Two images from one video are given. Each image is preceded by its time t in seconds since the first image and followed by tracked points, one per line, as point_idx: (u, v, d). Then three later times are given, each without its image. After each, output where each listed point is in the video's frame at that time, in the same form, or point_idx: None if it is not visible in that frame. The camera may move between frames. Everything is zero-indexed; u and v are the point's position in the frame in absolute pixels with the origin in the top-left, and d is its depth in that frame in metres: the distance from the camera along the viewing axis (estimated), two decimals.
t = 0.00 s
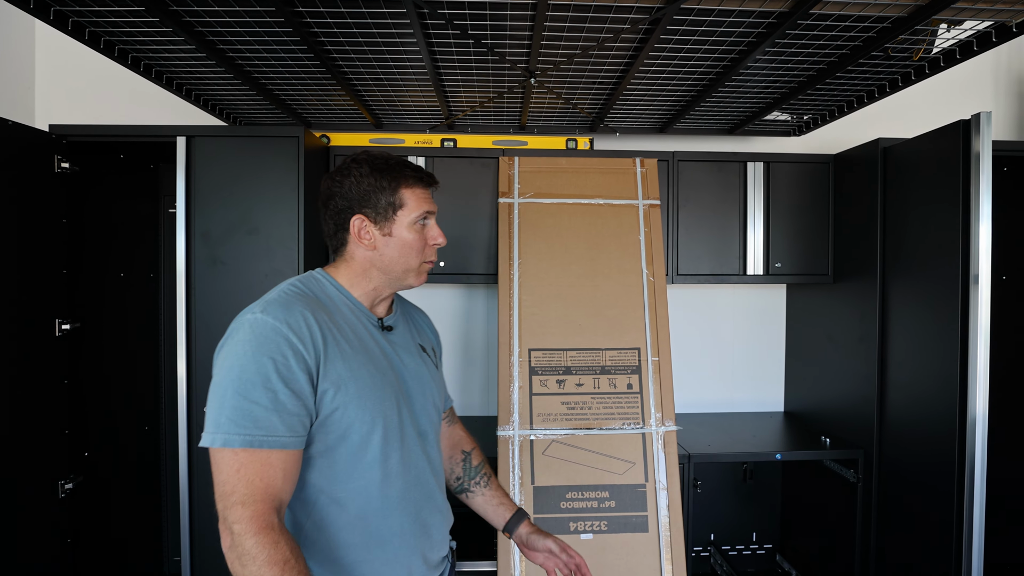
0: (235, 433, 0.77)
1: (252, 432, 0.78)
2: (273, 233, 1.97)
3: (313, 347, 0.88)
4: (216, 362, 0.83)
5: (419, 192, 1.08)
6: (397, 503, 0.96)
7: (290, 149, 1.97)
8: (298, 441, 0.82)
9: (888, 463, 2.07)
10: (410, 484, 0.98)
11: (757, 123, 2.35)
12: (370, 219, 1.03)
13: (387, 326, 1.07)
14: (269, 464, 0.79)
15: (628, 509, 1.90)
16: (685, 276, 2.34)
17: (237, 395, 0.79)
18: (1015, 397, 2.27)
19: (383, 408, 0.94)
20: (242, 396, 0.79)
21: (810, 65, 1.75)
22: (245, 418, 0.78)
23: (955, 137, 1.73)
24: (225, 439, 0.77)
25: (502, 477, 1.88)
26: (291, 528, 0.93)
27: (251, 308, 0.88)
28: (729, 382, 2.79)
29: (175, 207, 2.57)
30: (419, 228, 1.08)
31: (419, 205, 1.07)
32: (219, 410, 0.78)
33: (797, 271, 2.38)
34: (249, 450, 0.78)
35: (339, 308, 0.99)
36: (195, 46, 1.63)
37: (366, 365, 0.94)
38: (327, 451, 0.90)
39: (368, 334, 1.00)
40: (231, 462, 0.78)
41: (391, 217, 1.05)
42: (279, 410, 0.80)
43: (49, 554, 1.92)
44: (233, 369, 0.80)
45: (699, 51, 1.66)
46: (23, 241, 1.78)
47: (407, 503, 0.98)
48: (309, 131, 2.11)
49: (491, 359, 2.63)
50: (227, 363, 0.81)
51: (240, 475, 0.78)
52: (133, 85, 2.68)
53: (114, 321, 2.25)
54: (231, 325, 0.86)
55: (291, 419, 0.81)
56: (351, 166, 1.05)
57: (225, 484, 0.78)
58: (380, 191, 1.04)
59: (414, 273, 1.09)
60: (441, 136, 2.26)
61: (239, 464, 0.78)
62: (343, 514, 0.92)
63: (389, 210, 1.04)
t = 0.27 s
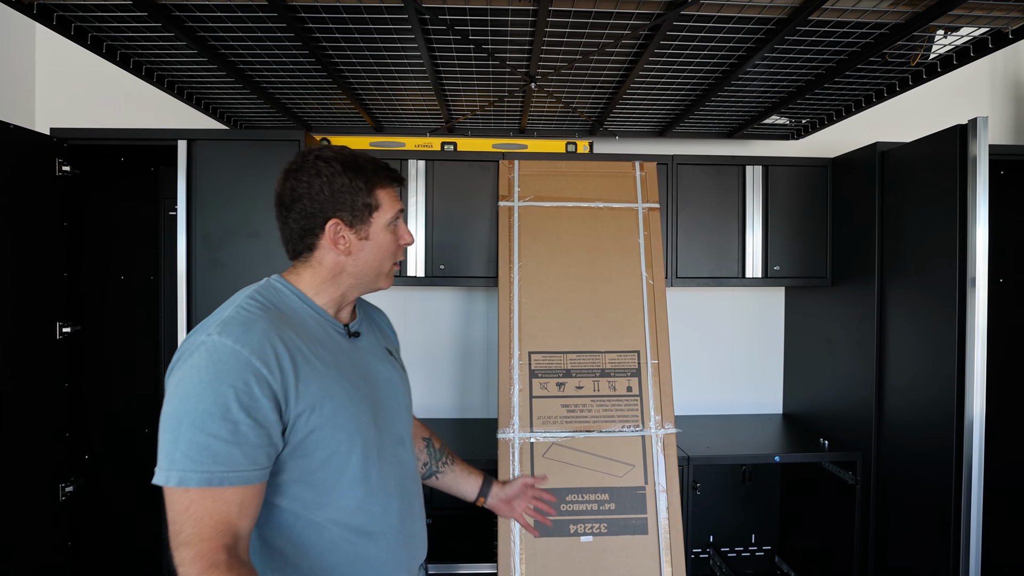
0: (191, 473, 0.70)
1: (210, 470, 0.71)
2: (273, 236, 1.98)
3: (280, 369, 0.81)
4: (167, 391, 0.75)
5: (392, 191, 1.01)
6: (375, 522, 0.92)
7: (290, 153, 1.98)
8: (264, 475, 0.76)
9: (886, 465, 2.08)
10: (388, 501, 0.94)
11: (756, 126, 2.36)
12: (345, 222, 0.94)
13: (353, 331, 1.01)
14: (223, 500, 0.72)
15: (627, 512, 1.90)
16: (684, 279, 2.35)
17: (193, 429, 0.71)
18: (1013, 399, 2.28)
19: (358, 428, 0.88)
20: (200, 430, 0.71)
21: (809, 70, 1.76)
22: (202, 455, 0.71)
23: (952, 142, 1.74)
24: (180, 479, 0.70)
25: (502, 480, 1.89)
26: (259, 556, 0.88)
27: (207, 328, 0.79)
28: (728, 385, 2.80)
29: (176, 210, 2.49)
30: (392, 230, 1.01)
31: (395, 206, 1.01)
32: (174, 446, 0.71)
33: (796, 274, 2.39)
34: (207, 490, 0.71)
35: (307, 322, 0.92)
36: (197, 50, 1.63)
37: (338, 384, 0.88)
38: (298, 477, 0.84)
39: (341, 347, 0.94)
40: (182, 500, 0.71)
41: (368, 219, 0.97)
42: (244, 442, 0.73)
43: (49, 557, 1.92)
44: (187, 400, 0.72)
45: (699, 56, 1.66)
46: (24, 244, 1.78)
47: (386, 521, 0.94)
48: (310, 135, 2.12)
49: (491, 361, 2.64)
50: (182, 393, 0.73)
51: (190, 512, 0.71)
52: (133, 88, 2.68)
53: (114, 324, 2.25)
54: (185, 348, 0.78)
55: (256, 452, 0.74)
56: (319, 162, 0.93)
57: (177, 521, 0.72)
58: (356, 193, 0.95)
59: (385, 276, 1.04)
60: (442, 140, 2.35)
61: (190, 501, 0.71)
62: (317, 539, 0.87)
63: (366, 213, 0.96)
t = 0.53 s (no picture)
0: (158, 514, 0.69)
1: (179, 510, 0.70)
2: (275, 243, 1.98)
3: (253, 398, 0.80)
4: (133, 425, 0.73)
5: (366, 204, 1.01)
6: (349, 541, 0.94)
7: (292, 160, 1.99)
8: (234, 510, 0.75)
9: (887, 470, 2.08)
10: (361, 520, 0.96)
11: (756, 133, 2.37)
12: (325, 237, 0.94)
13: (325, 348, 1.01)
14: (179, 543, 0.71)
15: (629, 517, 1.91)
16: (685, 285, 2.36)
17: (161, 467, 0.70)
18: (1013, 404, 2.28)
19: (332, 453, 0.89)
20: (167, 467, 0.71)
21: (808, 78, 1.77)
22: (171, 495, 0.70)
23: (951, 149, 1.75)
24: (145, 520, 0.69)
25: (504, 486, 1.89)
26: None
27: (175, 356, 0.78)
28: (728, 390, 2.81)
29: (179, 216, 2.54)
30: (366, 242, 1.02)
31: (371, 217, 1.02)
32: (140, 484, 0.70)
33: (796, 280, 2.40)
34: (174, 531, 0.70)
35: (280, 344, 0.91)
36: (200, 59, 1.65)
37: (312, 408, 0.88)
38: (271, 503, 0.85)
39: (314, 367, 0.94)
40: (139, 543, 0.70)
41: (347, 231, 0.98)
42: (214, 479, 0.73)
43: (51, 564, 1.92)
44: (155, 437, 0.71)
45: (699, 64, 1.68)
46: (27, 251, 1.79)
47: (359, 539, 0.96)
48: (312, 142, 2.13)
49: (492, 366, 2.65)
50: (150, 428, 0.72)
51: (143, 556, 0.70)
52: (135, 94, 2.70)
53: (116, 330, 2.26)
54: (152, 378, 0.76)
55: (226, 488, 0.74)
56: (292, 174, 0.90)
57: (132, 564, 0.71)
58: (334, 206, 0.94)
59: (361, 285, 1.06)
60: (443, 146, 2.28)
61: (143, 546, 0.70)
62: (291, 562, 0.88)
63: (346, 226, 0.97)
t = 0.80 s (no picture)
0: (155, 534, 0.69)
1: (176, 529, 0.70)
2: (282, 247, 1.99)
3: (246, 412, 0.80)
4: (123, 443, 0.72)
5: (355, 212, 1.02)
6: (342, 549, 0.95)
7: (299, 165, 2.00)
8: (231, 525, 0.75)
9: (892, 474, 2.08)
10: (355, 527, 0.97)
11: (761, 137, 2.38)
12: (320, 244, 0.94)
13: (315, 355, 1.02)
14: (178, 561, 0.71)
15: (634, 521, 1.91)
16: (690, 289, 2.36)
17: (155, 486, 0.70)
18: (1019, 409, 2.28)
19: (326, 463, 0.90)
20: (162, 485, 0.70)
21: (814, 83, 1.78)
22: (168, 514, 0.70)
23: (956, 154, 1.75)
24: (142, 541, 0.69)
25: (510, 490, 1.90)
26: None
27: (163, 371, 0.77)
28: (733, 393, 2.81)
29: (184, 219, 2.52)
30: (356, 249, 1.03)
31: (362, 224, 1.04)
32: (135, 503, 0.69)
33: (800, 283, 2.40)
34: (172, 550, 0.70)
35: (269, 354, 0.91)
36: (209, 65, 1.66)
37: (304, 419, 0.88)
38: (265, 515, 0.85)
39: (304, 377, 0.94)
40: (136, 563, 0.70)
41: (341, 238, 0.98)
42: (210, 494, 0.73)
43: (58, 566, 1.93)
44: (149, 455, 0.71)
45: (705, 70, 1.68)
46: (36, 256, 1.80)
47: (354, 546, 0.97)
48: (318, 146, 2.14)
49: (496, 369, 2.65)
50: (143, 446, 0.71)
51: None
52: (142, 98, 2.71)
53: (123, 334, 2.27)
54: (141, 394, 0.75)
55: (223, 503, 0.74)
56: (289, 180, 0.90)
57: None
58: (331, 212, 0.95)
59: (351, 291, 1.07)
60: (448, 150, 2.32)
61: (143, 565, 0.70)
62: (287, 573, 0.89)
63: (341, 232, 0.97)
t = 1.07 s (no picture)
0: (149, 534, 0.66)
1: (170, 528, 0.67)
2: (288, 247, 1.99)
3: (241, 409, 0.77)
4: (115, 442, 0.70)
5: (342, 204, 0.93)
6: (346, 551, 0.92)
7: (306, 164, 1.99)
8: (228, 525, 0.73)
9: (901, 474, 2.07)
10: (359, 528, 0.94)
11: (768, 136, 2.37)
12: (284, 239, 0.89)
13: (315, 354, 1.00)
14: (172, 563, 0.68)
15: (642, 522, 1.90)
16: (697, 288, 2.36)
17: (148, 485, 0.67)
18: None
19: (325, 461, 0.87)
20: (155, 485, 0.68)
21: (824, 81, 1.77)
22: (161, 513, 0.67)
23: (967, 152, 1.74)
24: (136, 541, 0.66)
25: (517, 489, 1.89)
26: None
27: (155, 369, 0.74)
28: (739, 393, 2.80)
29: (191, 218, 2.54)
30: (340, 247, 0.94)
31: (341, 217, 0.93)
32: (128, 504, 0.67)
33: (808, 283, 2.39)
34: (167, 550, 0.68)
35: (264, 352, 0.89)
36: (216, 64, 1.65)
37: (301, 417, 0.85)
38: (264, 516, 0.82)
39: (301, 375, 0.92)
40: (128, 565, 0.67)
41: (307, 233, 0.90)
42: (205, 494, 0.70)
43: (66, 565, 1.93)
44: (140, 453, 0.68)
45: (714, 68, 1.67)
46: (44, 255, 1.80)
47: (358, 547, 0.94)
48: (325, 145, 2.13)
49: (502, 369, 2.65)
50: (135, 445, 0.69)
51: None
52: (148, 97, 2.71)
53: (129, 333, 2.27)
54: (132, 393, 0.73)
55: (219, 502, 0.71)
56: (254, 172, 0.88)
57: None
58: (291, 204, 0.88)
59: (335, 293, 0.97)
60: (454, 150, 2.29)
61: (137, 566, 0.67)
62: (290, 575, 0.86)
63: (304, 225, 0.89)
